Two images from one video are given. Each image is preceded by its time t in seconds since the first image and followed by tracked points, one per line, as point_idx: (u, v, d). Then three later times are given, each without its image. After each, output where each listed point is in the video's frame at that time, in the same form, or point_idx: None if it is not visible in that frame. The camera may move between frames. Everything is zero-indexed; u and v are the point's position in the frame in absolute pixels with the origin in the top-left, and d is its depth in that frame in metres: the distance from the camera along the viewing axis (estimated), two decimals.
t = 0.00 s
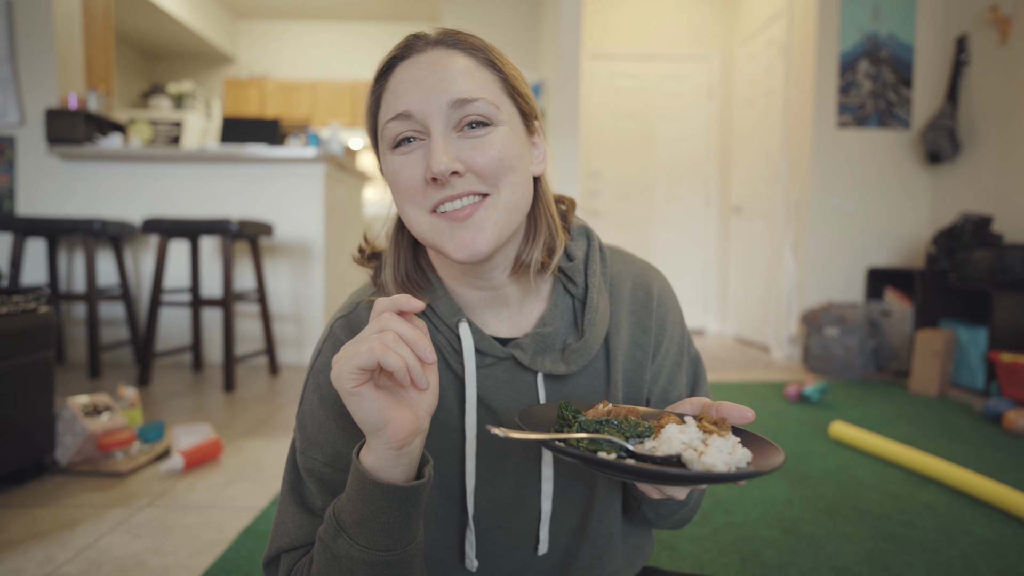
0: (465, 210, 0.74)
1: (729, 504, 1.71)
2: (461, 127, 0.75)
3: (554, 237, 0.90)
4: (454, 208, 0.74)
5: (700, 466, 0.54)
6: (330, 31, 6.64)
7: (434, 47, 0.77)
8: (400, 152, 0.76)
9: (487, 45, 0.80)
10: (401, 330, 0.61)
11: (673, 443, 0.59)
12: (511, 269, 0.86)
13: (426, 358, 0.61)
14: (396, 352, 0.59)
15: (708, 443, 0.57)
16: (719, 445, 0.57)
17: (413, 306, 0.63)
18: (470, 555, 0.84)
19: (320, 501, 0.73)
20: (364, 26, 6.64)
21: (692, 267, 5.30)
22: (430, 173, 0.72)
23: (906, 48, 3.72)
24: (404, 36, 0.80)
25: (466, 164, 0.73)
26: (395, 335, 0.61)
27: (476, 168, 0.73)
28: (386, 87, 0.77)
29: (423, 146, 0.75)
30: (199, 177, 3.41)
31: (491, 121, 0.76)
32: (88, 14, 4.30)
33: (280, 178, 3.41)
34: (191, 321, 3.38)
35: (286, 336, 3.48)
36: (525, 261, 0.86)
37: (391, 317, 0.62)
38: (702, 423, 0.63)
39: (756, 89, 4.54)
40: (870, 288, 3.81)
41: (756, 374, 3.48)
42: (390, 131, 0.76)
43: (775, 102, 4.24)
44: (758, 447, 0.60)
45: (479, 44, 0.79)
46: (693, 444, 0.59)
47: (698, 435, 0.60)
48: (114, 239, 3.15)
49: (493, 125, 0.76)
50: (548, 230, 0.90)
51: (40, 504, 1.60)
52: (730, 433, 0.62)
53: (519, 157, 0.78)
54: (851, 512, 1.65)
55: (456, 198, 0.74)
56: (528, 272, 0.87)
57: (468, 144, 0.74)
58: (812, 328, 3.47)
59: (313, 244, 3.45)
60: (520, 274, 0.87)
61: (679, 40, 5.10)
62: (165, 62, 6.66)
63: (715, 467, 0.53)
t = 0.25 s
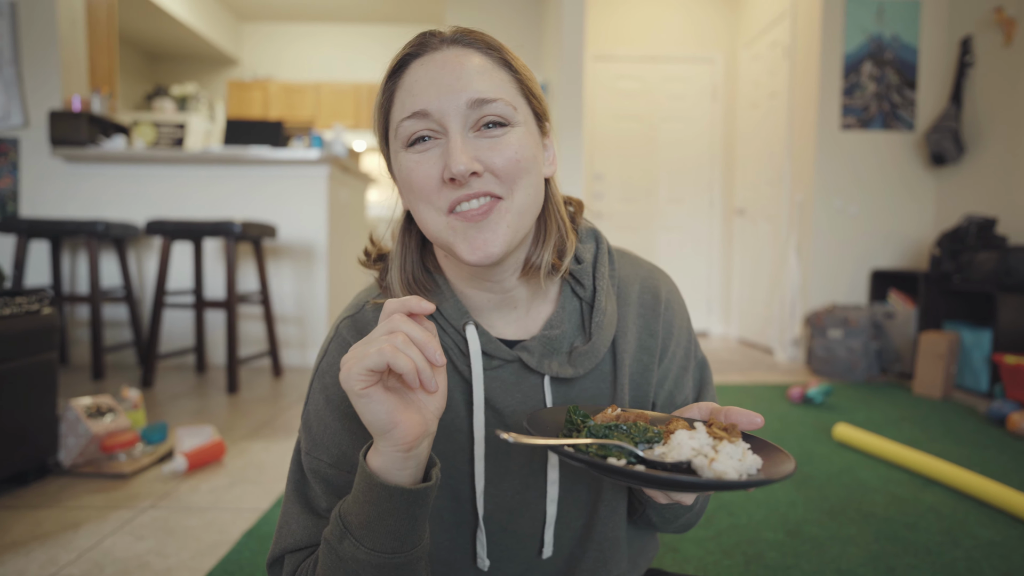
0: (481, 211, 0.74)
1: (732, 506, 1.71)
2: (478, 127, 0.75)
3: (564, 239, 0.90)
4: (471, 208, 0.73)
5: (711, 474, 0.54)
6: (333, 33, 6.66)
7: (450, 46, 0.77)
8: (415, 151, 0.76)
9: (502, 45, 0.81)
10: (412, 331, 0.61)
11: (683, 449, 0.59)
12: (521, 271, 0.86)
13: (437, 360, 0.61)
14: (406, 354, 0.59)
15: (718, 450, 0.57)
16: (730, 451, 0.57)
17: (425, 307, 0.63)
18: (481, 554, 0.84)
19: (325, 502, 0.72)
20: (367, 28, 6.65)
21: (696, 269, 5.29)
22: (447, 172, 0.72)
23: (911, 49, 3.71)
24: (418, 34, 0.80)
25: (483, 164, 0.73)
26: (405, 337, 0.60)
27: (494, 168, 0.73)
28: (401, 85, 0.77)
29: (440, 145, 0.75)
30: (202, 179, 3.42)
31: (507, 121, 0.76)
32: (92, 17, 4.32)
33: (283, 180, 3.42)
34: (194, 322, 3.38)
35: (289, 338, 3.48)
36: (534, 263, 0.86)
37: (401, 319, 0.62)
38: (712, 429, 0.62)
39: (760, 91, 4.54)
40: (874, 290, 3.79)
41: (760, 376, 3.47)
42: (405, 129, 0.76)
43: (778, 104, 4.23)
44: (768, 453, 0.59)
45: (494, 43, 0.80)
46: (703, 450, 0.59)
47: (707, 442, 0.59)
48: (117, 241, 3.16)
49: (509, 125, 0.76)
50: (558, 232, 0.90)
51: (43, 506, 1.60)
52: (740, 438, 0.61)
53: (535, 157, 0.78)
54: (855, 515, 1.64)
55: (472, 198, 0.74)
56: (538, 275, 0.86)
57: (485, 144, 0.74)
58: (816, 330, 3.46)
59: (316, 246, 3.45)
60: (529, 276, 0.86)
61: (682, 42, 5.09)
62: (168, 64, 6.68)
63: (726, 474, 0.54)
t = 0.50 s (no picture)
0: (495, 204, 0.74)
1: (734, 503, 1.70)
2: (492, 118, 0.74)
3: (570, 232, 0.90)
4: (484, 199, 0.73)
5: (716, 466, 0.53)
6: (335, 30, 6.64)
7: (462, 36, 0.76)
8: (426, 141, 0.75)
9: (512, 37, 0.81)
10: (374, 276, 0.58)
11: (689, 442, 0.59)
12: (526, 265, 0.85)
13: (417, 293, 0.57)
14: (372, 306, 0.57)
15: (724, 443, 0.57)
16: (735, 444, 0.56)
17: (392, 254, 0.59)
18: (478, 551, 0.85)
19: (325, 496, 0.73)
20: (369, 24, 6.64)
21: (698, 266, 5.28)
22: (462, 163, 0.72)
23: (915, 45, 3.69)
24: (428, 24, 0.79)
25: (498, 156, 0.73)
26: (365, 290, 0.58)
27: (508, 160, 0.73)
28: (412, 75, 0.76)
29: (452, 136, 0.74)
30: (204, 176, 3.42)
31: (521, 113, 0.76)
32: (94, 14, 4.31)
33: (285, 177, 3.41)
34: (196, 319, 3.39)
35: (290, 335, 3.48)
36: (538, 258, 0.86)
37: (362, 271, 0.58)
38: (718, 423, 0.62)
39: (762, 87, 4.52)
40: (877, 287, 3.78)
41: (762, 373, 3.46)
42: (417, 119, 0.75)
43: (781, 100, 4.22)
44: (773, 447, 0.59)
45: (505, 35, 0.79)
46: (708, 443, 0.58)
47: (713, 435, 0.59)
48: (119, 237, 3.16)
49: (523, 117, 0.76)
50: (564, 226, 0.90)
51: (45, 501, 1.60)
52: (745, 433, 0.61)
53: (547, 151, 0.78)
54: (857, 511, 1.63)
55: (486, 189, 0.73)
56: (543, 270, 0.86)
57: (498, 135, 0.74)
58: (818, 327, 3.45)
59: (318, 242, 3.45)
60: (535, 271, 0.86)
61: (685, 38, 5.07)
62: (170, 61, 6.68)
63: (732, 467, 0.53)
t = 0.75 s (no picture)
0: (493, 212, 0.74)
1: (733, 501, 1.70)
2: (492, 123, 0.74)
3: (569, 231, 0.89)
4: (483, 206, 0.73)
5: (716, 468, 0.53)
6: (332, 27, 6.62)
7: (463, 35, 0.75)
8: (425, 145, 0.74)
9: (513, 35, 0.79)
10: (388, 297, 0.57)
11: (686, 443, 0.58)
12: (524, 266, 0.85)
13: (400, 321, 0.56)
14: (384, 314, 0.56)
15: (722, 444, 0.56)
16: (733, 445, 0.56)
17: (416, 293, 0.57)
18: (478, 553, 0.84)
19: (322, 496, 0.72)
20: (367, 22, 6.61)
21: (696, 265, 5.28)
22: (460, 170, 0.71)
23: (914, 43, 3.69)
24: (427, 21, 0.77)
25: (497, 163, 0.72)
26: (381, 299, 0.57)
27: (507, 166, 0.73)
28: (411, 75, 0.75)
29: (451, 140, 0.73)
30: (200, 174, 3.40)
31: (521, 117, 0.75)
32: (90, 12, 4.29)
33: (282, 175, 3.40)
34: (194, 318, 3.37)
35: (289, 334, 3.47)
36: (539, 258, 0.85)
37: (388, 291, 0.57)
38: (715, 423, 0.61)
39: (761, 85, 4.51)
40: (875, 285, 3.78)
41: (761, 371, 3.46)
42: (415, 123, 0.74)
43: (780, 98, 4.21)
44: (771, 447, 0.59)
45: (506, 33, 0.78)
46: (706, 444, 0.58)
47: (711, 436, 0.59)
48: (116, 236, 3.15)
49: (523, 122, 0.76)
50: (563, 226, 0.89)
51: (41, 501, 1.60)
52: (743, 433, 0.60)
53: (546, 156, 0.78)
54: (857, 509, 1.63)
55: (485, 197, 0.73)
56: (542, 269, 0.86)
57: (497, 141, 0.73)
58: (817, 325, 3.45)
59: (316, 241, 3.44)
60: (534, 271, 0.85)
61: (684, 36, 5.07)
62: (167, 59, 6.66)
63: (731, 469, 0.52)
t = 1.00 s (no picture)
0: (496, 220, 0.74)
1: (733, 496, 1.70)
2: (501, 129, 0.73)
3: (566, 232, 0.88)
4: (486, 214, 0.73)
5: (711, 464, 0.53)
6: (331, 23, 6.59)
7: (476, 33, 0.73)
8: (430, 147, 0.73)
9: (526, 33, 0.77)
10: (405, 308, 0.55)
11: (682, 439, 0.58)
12: (519, 264, 0.84)
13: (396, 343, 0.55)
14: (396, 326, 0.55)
15: (718, 439, 0.56)
16: (730, 440, 0.56)
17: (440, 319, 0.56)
18: (480, 547, 0.84)
19: (321, 489, 0.71)
20: (366, 17, 6.59)
21: (696, 261, 5.27)
22: (466, 179, 0.70)
23: (915, 38, 3.68)
24: (440, 12, 0.75)
25: (503, 171, 0.72)
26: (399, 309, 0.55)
27: (513, 176, 0.73)
28: (419, 71, 0.72)
29: (458, 144, 0.72)
30: (198, 169, 3.39)
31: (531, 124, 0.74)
32: (87, 7, 4.27)
33: (281, 171, 3.39)
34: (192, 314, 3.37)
35: (288, 330, 3.47)
36: (535, 256, 0.84)
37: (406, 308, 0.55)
38: (712, 418, 0.61)
39: (761, 81, 4.50)
40: (875, 281, 3.78)
41: (760, 367, 3.46)
42: (422, 123, 0.72)
43: (780, 93, 4.20)
44: (768, 441, 0.58)
45: (520, 30, 0.76)
46: (702, 440, 0.57)
47: (707, 430, 0.58)
48: (115, 232, 3.14)
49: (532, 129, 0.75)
50: (560, 225, 0.88)
51: (40, 496, 1.59)
52: (740, 427, 0.60)
53: (552, 164, 0.77)
54: (858, 505, 1.63)
55: (489, 206, 0.73)
56: (538, 267, 0.85)
57: (505, 149, 0.72)
58: (817, 321, 3.45)
59: (315, 237, 3.43)
60: (529, 269, 0.85)
61: (685, 31, 5.05)
62: (166, 54, 6.63)
63: (727, 464, 0.52)
